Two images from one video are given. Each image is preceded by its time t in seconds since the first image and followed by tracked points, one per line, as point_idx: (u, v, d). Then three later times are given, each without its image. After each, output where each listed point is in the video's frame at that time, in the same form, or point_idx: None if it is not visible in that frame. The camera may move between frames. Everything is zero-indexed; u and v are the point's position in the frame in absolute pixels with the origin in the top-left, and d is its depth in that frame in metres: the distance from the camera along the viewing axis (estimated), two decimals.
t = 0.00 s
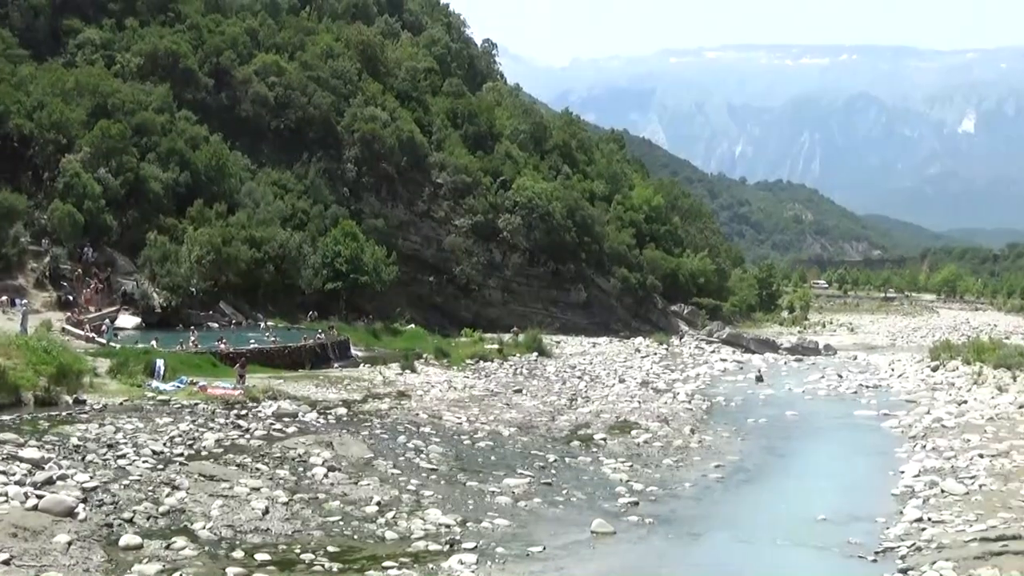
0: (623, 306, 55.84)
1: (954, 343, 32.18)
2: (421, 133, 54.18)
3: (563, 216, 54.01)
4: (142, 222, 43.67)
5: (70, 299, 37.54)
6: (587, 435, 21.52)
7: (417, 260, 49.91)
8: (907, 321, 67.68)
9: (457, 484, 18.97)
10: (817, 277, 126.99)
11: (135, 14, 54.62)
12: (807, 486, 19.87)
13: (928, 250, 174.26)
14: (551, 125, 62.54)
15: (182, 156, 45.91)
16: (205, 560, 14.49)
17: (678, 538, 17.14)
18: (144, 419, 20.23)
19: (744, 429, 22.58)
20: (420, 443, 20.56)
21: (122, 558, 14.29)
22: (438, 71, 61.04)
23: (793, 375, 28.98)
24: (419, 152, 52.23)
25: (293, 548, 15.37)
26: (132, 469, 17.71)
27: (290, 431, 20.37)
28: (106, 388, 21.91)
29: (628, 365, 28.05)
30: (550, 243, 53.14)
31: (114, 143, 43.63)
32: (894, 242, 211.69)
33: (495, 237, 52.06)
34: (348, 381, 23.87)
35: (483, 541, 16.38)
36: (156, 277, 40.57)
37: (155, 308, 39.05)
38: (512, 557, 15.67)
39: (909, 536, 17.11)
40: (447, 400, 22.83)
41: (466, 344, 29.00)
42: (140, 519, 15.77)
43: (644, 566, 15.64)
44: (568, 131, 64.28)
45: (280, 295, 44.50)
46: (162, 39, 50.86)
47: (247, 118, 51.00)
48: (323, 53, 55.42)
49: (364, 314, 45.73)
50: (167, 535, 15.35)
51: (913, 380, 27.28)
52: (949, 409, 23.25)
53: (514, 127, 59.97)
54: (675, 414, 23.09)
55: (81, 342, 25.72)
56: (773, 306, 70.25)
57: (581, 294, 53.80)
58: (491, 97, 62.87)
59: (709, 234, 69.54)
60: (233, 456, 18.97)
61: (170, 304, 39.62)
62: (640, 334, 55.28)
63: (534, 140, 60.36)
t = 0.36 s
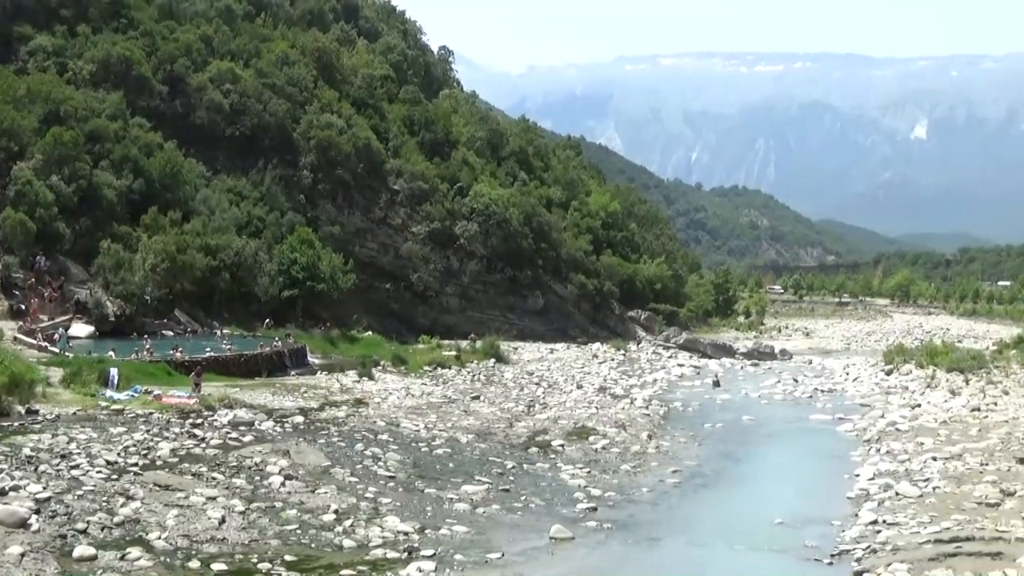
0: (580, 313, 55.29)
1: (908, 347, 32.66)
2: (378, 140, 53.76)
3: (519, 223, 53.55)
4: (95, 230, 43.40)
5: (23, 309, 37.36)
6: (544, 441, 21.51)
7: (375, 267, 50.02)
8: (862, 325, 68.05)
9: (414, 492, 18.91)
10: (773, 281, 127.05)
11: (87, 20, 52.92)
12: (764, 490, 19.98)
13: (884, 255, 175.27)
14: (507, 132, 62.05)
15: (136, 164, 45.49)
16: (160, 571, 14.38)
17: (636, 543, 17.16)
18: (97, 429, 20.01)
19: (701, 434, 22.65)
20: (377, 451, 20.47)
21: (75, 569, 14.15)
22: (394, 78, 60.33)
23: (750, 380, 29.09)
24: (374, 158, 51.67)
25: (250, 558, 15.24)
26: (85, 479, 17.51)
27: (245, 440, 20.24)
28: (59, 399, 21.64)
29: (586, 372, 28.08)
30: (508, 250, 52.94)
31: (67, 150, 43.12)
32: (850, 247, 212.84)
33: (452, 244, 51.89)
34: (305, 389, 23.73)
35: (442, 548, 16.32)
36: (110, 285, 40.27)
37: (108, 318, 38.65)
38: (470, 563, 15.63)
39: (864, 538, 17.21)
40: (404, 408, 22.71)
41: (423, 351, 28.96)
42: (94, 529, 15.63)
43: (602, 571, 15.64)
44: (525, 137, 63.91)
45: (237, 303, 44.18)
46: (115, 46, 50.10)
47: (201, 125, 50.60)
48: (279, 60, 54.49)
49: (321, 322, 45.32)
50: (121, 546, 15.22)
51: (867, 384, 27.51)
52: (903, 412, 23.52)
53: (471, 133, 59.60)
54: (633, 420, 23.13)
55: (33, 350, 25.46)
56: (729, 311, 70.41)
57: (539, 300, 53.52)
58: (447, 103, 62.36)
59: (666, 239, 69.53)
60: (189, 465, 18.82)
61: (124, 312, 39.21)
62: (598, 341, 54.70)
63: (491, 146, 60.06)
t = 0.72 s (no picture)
0: (532, 321, 55.32)
1: (855, 355, 33.17)
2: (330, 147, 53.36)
3: (472, 230, 53.39)
4: (42, 236, 42.58)
5: None
6: (496, 450, 21.47)
7: (327, 275, 49.50)
8: (811, 333, 68.54)
9: (366, 501, 18.80)
10: (724, 291, 127.05)
11: (36, 24, 51.70)
12: (714, 497, 20.07)
13: (834, 263, 176.23)
14: (460, 140, 61.58)
15: (84, 170, 44.68)
16: None
17: (588, 551, 17.14)
18: (43, 440, 19.74)
19: (652, 442, 22.71)
20: (329, 461, 20.35)
21: None
22: (346, 86, 59.78)
23: (701, 388, 29.21)
24: (327, 166, 51.33)
25: (199, 568, 15.08)
26: (31, 490, 17.24)
27: (195, 450, 20.05)
28: (6, 408, 21.36)
29: (538, 380, 28.08)
30: (460, 258, 52.59)
31: (14, 156, 42.63)
32: (800, 254, 213.65)
33: (405, 252, 51.44)
34: (255, 398, 23.59)
35: (393, 557, 16.21)
36: (57, 292, 39.80)
37: (55, 326, 38.55)
38: (421, 572, 15.54)
39: (814, 545, 17.29)
40: (355, 417, 22.58)
41: (375, 359, 28.84)
42: (40, 541, 15.41)
43: None
44: (477, 146, 63.67)
45: (186, 312, 43.71)
46: (63, 51, 49.09)
47: (150, 131, 49.51)
48: (229, 67, 54.08)
49: (271, 330, 44.94)
50: (68, 557, 15.01)
51: (816, 392, 27.74)
52: (851, 419, 23.77)
53: (423, 141, 59.10)
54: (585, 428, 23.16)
55: None
56: (681, 319, 70.54)
57: (490, 308, 53.48)
58: (400, 112, 61.83)
59: (618, 248, 69.52)
60: (137, 476, 18.59)
61: (71, 321, 39.12)
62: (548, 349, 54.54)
63: (444, 153, 59.92)
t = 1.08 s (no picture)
0: (483, 330, 53.81)
1: (804, 363, 33.48)
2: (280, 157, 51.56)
3: (423, 240, 51.97)
4: None
5: None
6: (448, 459, 21.42)
7: (276, 284, 47.40)
8: (761, 342, 68.49)
9: (317, 512, 18.64)
10: (675, 300, 125.99)
11: None
12: (665, 505, 20.15)
13: (785, 271, 176.07)
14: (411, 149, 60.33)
15: (29, 179, 43.44)
16: None
17: (539, 559, 17.09)
18: None
19: (604, 450, 22.77)
20: (279, 471, 20.20)
21: None
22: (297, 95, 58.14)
23: (652, 397, 29.32)
24: (277, 174, 49.64)
25: None
26: None
27: (143, 461, 19.85)
28: None
29: (489, 389, 28.03)
30: (412, 267, 50.97)
31: None
32: (750, 263, 213.02)
33: (356, 261, 49.73)
34: (204, 409, 23.40)
35: (343, 568, 16.06)
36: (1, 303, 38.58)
37: None
38: None
39: (765, 552, 17.36)
40: (306, 426, 22.41)
41: (325, 369, 28.65)
42: None
43: None
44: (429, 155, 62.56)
45: (134, 321, 42.22)
46: (8, 58, 47.29)
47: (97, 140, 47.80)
48: (178, 74, 52.11)
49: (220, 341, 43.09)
50: (13, 572, 14.80)
51: (766, 400, 27.94)
52: (800, 426, 24.03)
53: (374, 150, 57.65)
54: (536, 437, 23.18)
55: None
56: (632, 328, 70.09)
57: (443, 318, 51.88)
58: (350, 120, 60.54)
59: (569, 257, 68.81)
60: (83, 488, 18.31)
61: (15, 332, 37.94)
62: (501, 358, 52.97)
63: (396, 162, 58.11)
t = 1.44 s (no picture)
0: (440, 339, 53.06)
1: (760, 371, 33.75)
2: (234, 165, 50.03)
3: (380, 249, 50.82)
4: None
5: None
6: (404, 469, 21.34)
7: (231, 294, 46.03)
8: (716, 351, 68.77)
9: (272, 523, 18.43)
10: (632, 309, 125.02)
11: None
12: (622, 513, 20.19)
13: (742, 279, 176.18)
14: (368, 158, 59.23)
15: None
16: None
17: (497, 568, 16.96)
18: None
19: (560, 459, 22.81)
20: (234, 482, 20.02)
21: None
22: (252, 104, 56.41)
23: (609, 405, 29.46)
24: (231, 183, 48.38)
25: None
26: None
27: (96, 473, 19.60)
28: None
29: (446, 398, 27.98)
30: (369, 276, 49.95)
31: None
32: (706, 271, 213.53)
33: (311, 270, 48.70)
34: (157, 420, 23.18)
35: None
36: None
37: None
38: None
39: (720, 559, 17.38)
40: (261, 437, 22.28)
41: (282, 379, 28.46)
42: None
43: None
44: (385, 164, 61.40)
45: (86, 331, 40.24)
46: None
47: (49, 148, 46.04)
48: (131, 83, 50.16)
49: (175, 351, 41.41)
50: None
51: (722, 408, 28.15)
52: (756, 434, 24.24)
53: (330, 159, 56.29)
54: (493, 446, 23.17)
55: None
56: (589, 337, 70.04)
57: (399, 327, 50.92)
58: (307, 129, 58.99)
59: (526, 265, 68.39)
60: (34, 501, 17.99)
61: None
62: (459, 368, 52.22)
63: (352, 171, 57.05)
